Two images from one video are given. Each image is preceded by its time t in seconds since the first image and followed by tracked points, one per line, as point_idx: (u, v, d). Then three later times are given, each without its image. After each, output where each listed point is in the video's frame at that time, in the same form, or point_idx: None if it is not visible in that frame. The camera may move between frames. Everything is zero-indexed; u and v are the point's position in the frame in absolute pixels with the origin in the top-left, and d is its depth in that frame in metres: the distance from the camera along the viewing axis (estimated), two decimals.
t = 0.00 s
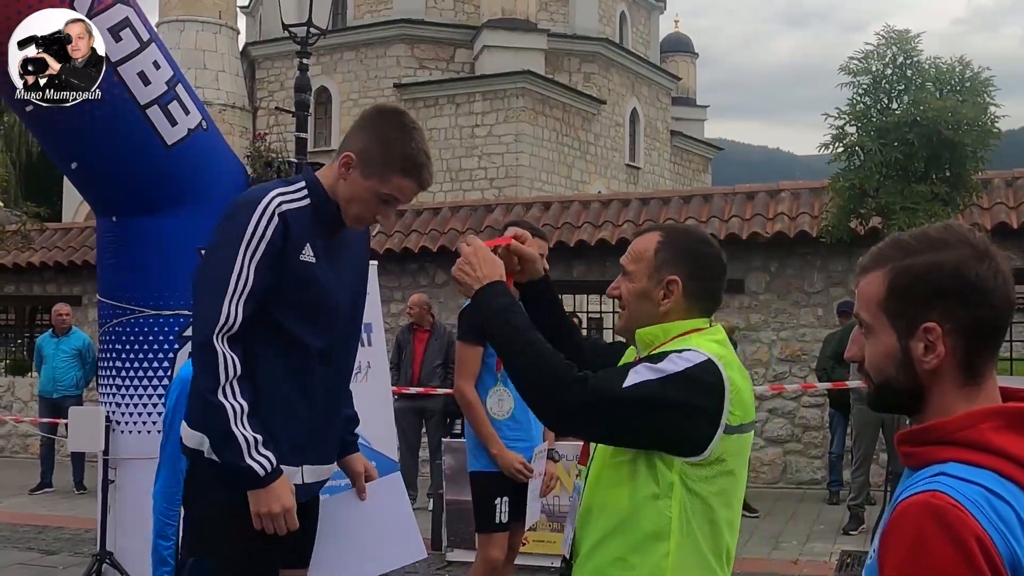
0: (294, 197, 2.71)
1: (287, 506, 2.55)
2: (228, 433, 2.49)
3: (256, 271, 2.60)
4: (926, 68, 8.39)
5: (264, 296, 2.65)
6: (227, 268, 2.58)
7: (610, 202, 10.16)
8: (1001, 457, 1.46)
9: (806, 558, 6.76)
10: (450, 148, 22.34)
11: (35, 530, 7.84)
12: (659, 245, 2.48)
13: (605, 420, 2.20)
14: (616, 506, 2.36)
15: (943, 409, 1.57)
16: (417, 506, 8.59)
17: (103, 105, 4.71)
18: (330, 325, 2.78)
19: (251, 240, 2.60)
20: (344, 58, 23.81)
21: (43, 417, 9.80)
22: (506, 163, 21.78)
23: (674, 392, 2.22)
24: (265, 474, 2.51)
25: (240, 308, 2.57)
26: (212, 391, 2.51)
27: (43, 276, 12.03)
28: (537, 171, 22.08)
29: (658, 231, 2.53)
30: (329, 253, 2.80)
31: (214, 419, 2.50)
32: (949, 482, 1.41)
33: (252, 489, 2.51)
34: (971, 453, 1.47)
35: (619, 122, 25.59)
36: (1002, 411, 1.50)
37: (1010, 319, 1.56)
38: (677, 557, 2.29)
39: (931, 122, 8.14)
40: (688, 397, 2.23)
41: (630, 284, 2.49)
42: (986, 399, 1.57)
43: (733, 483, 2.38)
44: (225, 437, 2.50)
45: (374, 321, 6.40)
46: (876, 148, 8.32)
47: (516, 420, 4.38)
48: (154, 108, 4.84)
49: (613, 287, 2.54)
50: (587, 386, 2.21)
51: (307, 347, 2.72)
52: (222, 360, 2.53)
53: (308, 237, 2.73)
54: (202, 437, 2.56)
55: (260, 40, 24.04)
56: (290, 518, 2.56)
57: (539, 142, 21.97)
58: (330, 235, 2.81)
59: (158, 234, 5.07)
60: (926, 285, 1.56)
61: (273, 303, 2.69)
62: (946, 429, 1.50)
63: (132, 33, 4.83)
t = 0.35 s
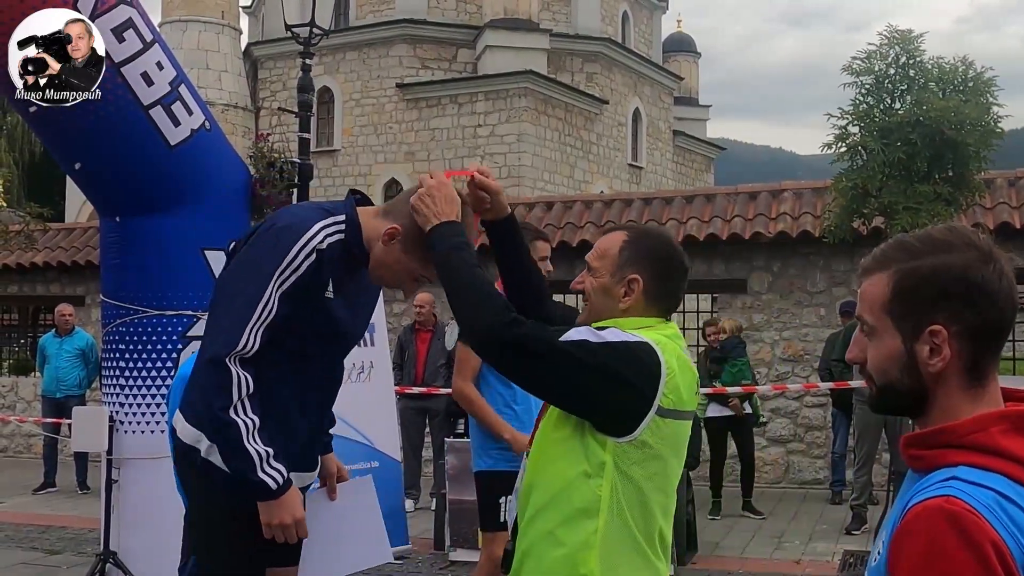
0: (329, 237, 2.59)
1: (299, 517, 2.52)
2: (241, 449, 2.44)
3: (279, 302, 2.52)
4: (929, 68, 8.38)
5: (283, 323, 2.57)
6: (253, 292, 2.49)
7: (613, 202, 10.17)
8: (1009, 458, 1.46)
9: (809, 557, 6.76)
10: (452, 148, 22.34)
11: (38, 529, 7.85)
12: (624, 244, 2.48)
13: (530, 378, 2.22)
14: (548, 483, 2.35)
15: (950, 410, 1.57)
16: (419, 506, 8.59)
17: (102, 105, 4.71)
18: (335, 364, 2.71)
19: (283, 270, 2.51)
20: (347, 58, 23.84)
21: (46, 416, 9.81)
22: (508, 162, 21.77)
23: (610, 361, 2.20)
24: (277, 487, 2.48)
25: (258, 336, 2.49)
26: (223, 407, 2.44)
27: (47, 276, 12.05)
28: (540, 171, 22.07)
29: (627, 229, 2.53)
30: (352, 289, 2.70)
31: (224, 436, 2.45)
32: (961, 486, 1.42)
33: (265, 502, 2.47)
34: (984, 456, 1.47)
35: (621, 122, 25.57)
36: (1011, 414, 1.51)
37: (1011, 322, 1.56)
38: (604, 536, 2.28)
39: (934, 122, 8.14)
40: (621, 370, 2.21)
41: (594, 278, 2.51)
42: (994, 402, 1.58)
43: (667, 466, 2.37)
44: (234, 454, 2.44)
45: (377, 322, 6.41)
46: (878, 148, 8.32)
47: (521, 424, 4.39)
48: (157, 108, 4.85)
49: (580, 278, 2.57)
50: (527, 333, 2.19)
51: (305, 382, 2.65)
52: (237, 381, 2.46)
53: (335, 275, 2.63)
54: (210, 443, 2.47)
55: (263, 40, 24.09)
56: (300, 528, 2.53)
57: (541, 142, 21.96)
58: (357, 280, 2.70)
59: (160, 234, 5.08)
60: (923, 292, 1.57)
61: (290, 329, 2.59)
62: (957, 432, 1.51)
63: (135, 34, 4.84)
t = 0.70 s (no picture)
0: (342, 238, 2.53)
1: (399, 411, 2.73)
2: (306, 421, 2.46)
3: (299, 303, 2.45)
4: (930, 68, 8.38)
5: (301, 328, 2.49)
6: (270, 298, 2.42)
7: (614, 202, 10.18)
8: (1002, 457, 1.47)
9: (810, 557, 6.77)
10: (453, 148, 22.35)
11: (40, 529, 7.87)
12: (601, 244, 2.51)
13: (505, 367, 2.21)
14: (524, 477, 2.36)
15: (945, 408, 1.58)
16: (421, 506, 8.60)
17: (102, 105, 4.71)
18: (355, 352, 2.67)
19: (299, 274, 2.43)
20: (348, 58, 23.85)
21: (48, 416, 9.83)
22: (510, 162, 21.77)
23: (583, 351, 2.20)
24: (361, 422, 2.59)
25: (281, 339, 2.42)
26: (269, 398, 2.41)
27: (48, 276, 12.06)
28: (541, 171, 22.07)
29: (600, 230, 2.55)
30: (365, 291, 2.63)
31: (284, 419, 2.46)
32: (957, 483, 1.42)
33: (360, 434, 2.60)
34: (978, 455, 1.47)
35: (623, 121, 25.56)
36: (1008, 414, 1.51)
37: (1011, 320, 1.56)
38: (578, 528, 2.29)
39: (935, 122, 8.15)
40: (593, 361, 2.21)
41: (572, 278, 2.53)
42: (990, 398, 1.59)
43: (638, 458, 2.38)
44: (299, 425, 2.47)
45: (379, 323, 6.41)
46: (879, 148, 8.33)
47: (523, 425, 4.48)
48: (160, 108, 4.85)
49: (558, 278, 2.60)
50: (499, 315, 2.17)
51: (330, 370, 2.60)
52: (274, 373, 2.41)
53: (348, 279, 2.55)
54: (220, 445, 2.50)
55: (265, 40, 24.12)
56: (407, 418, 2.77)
57: (543, 141, 21.97)
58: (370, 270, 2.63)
59: (162, 235, 5.08)
60: (922, 292, 1.57)
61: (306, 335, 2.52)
62: (951, 430, 1.51)
63: (138, 34, 4.85)
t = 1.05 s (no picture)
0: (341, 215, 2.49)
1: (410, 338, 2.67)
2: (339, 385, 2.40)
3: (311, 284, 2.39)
4: (934, 65, 8.38)
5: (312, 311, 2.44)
6: (290, 286, 2.35)
7: (617, 200, 10.18)
8: (1000, 456, 1.47)
9: (813, 555, 6.77)
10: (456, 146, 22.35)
11: (44, 526, 7.87)
12: (588, 239, 2.51)
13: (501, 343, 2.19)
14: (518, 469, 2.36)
15: (945, 409, 1.58)
16: (424, 504, 8.60)
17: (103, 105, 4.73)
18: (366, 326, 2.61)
19: (309, 257, 2.39)
20: (351, 56, 23.86)
21: (52, 413, 9.84)
22: (513, 160, 21.79)
23: (572, 337, 2.18)
24: (394, 374, 2.54)
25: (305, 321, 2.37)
26: (304, 378, 2.34)
27: (51, 274, 12.08)
28: (544, 169, 22.10)
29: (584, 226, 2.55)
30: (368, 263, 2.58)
31: (322, 395, 2.39)
32: (957, 483, 1.42)
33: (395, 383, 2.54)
34: (978, 455, 1.47)
35: (625, 119, 25.56)
36: (1008, 414, 1.51)
37: (1011, 320, 1.57)
38: (575, 517, 2.29)
39: (938, 120, 8.14)
40: (582, 347, 2.20)
41: (560, 277, 2.52)
42: (990, 398, 1.59)
43: (630, 444, 2.39)
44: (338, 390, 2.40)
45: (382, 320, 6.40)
46: (882, 146, 8.33)
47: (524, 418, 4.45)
48: (162, 107, 4.84)
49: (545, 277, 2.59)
50: (491, 293, 2.15)
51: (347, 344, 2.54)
52: (308, 355, 2.34)
53: (349, 255, 2.50)
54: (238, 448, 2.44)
55: (268, 38, 24.13)
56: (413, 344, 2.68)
57: (545, 139, 22.00)
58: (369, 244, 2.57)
59: (165, 232, 5.09)
60: (921, 289, 1.58)
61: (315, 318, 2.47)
62: (952, 431, 1.51)
63: (141, 32, 4.84)
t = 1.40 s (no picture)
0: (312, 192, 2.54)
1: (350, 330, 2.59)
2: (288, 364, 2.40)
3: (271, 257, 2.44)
4: (936, 65, 8.37)
5: (275, 286, 2.48)
6: (244, 253, 2.40)
7: (619, 199, 10.18)
8: (1002, 457, 1.47)
9: (815, 554, 6.77)
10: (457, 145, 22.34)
11: (46, 525, 7.88)
12: (588, 237, 2.52)
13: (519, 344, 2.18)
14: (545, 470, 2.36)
15: (945, 411, 1.58)
16: (426, 502, 8.60)
17: (104, 105, 4.72)
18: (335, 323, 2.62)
19: (269, 230, 2.41)
20: (353, 55, 23.84)
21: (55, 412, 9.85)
22: (515, 159, 21.79)
23: (590, 332, 2.20)
24: (335, 362, 2.50)
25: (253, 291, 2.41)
26: (246, 347, 2.37)
27: (54, 273, 12.09)
28: (546, 167, 22.12)
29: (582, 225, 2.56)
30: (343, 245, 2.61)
31: (265, 366, 2.39)
32: (959, 484, 1.43)
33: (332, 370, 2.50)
34: (978, 456, 1.48)
35: (627, 118, 25.57)
36: (1008, 414, 1.52)
37: (1009, 321, 1.57)
38: (607, 515, 2.30)
39: (941, 119, 8.13)
40: (599, 344, 2.21)
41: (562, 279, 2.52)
42: (990, 399, 1.59)
43: (655, 439, 2.40)
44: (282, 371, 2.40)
45: (382, 317, 6.38)
46: (885, 145, 8.33)
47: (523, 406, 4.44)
48: (166, 105, 4.82)
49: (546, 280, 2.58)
50: (508, 299, 2.15)
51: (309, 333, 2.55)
52: (250, 324, 2.38)
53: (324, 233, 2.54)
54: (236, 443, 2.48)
55: (270, 36, 24.13)
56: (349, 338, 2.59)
57: (547, 138, 22.02)
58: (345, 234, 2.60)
59: (167, 231, 5.08)
60: (920, 288, 1.57)
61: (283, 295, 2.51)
62: (952, 431, 1.52)
63: (144, 31, 4.82)
